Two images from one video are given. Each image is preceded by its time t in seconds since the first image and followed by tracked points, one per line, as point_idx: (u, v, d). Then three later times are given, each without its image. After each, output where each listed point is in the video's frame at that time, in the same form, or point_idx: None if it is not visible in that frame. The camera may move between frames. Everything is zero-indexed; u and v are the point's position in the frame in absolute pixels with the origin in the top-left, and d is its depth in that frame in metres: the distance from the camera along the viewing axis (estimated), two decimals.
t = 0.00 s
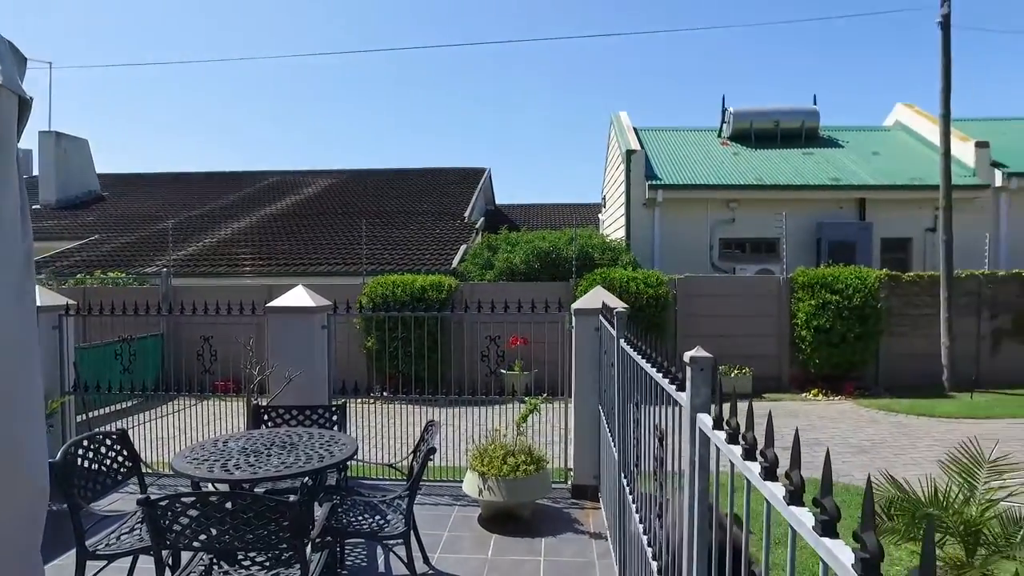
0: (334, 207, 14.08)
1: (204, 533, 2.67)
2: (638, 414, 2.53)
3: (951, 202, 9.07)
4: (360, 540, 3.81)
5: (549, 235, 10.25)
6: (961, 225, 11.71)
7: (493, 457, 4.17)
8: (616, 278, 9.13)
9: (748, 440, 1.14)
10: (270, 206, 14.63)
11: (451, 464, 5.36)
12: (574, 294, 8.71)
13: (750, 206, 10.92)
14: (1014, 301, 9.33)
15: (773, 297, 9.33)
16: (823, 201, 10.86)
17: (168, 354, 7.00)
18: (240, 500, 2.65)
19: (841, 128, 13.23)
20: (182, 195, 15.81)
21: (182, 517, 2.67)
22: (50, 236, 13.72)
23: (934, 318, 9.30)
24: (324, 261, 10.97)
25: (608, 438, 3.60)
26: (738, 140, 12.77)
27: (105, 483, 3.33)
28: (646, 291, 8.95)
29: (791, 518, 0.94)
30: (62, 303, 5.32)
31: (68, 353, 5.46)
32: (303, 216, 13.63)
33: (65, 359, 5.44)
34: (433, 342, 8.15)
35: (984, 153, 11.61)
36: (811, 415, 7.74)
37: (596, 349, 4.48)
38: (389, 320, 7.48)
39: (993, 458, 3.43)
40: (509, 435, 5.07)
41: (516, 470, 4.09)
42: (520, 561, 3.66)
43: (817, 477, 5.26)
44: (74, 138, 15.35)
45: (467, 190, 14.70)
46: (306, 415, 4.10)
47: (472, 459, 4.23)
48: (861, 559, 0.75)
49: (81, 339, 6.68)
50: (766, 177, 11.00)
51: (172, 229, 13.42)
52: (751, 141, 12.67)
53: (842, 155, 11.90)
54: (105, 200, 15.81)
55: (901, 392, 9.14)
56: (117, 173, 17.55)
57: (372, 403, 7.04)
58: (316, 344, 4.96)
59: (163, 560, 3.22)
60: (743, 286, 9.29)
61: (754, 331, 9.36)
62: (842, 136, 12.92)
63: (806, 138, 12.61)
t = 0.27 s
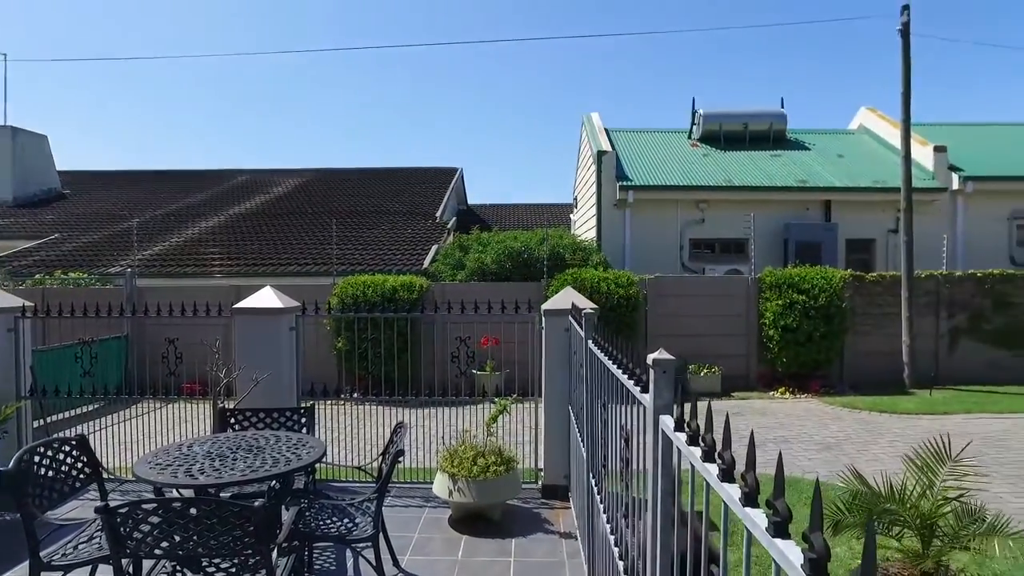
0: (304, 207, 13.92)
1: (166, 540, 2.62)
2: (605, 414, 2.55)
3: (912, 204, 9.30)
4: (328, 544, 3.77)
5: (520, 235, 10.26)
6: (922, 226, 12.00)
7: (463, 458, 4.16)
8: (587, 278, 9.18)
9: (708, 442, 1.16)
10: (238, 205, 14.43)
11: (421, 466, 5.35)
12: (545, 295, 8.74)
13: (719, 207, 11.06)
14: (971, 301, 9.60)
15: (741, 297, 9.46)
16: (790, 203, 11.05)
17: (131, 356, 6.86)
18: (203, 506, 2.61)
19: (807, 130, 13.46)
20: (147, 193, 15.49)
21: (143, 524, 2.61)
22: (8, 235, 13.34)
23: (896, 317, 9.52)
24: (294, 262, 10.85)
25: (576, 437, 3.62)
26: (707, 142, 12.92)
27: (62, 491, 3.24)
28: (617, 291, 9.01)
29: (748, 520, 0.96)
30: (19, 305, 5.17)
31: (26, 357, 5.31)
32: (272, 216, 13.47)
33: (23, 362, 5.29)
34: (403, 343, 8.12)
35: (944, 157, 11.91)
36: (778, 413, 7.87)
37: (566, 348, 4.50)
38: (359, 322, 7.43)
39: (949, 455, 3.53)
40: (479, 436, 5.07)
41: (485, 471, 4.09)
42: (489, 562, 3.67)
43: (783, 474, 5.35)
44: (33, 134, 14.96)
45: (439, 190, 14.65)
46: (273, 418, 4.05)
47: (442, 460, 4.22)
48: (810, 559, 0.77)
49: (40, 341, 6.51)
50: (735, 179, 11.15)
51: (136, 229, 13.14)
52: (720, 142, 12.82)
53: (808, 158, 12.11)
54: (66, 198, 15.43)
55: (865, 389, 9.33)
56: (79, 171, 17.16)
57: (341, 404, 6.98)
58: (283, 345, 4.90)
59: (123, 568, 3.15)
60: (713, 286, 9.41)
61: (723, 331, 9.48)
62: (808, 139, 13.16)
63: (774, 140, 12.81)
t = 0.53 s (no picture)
0: (270, 206, 13.73)
1: (125, 548, 2.57)
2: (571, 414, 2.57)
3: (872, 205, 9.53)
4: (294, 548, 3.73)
5: (489, 236, 10.27)
6: (882, 227, 12.30)
7: (431, 459, 4.16)
8: (557, 278, 9.22)
9: (664, 443, 1.18)
10: (203, 204, 14.18)
11: (388, 467, 5.33)
12: (514, 295, 8.76)
13: (686, 208, 11.20)
14: (927, 300, 9.88)
15: (708, 297, 9.59)
16: (755, 204, 11.24)
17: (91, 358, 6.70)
18: (164, 512, 2.57)
19: (772, 133, 13.70)
20: (108, 192, 15.14)
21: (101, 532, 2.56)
22: None
23: (856, 316, 9.76)
24: (260, 262, 10.71)
25: (544, 437, 3.64)
26: (675, 144, 13.07)
27: (15, 500, 3.16)
28: (585, 291, 9.08)
29: (700, 519, 0.99)
30: None
31: None
32: (238, 215, 13.26)
33: None
34: (371, 345, 8.07)
35: (902, 160, 12.23)
36: (743, 410, 8.00)
37: (535, 349, 4.52)
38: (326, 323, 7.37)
39: (902, 450, 3.64)
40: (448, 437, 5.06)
41: (454, 472, 4.09)
42: (457, 563, 3.67)
43: (746, 471, 5.44)
44: None
45: (409, 190, 14.58)
46: (238, 422, 4.00)
47: (411, 461, 4.21)
48: (755, 557, 0.80)
49: None
50: (702, 180, 11.31)
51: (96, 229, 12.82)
52: (688, 144, 12.98)
53: (773, 160, 12.33)
54: (23, 196, 14.99)
55: (828, 387, 9.54)
56: (37, 167, 16.69)
57: (308, 406, 6.91)
58: (249, 347, 4.84)
59: None
60: (680, 286, 9.52)
61: (690, 330, 9.60)
62: (774, 142, 13.39)
63: (740, 143, 13.01)
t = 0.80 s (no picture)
0: (231, 206, 13.49)
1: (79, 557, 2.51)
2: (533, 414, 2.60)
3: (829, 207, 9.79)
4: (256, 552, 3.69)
5: (455, 236, 10.26)
6: (838, 228, 12.63)
7: (396, 460, 4.15)
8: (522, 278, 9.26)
9: (621, 440, 1.21)
10: (162, 203, 13.87)
11: (351, 469, 5.29)
12: (479, 295, 8.77)
13: (649, 209, 11.34)
14: (881, 299, 10.18)
15: (670, 297, 9.73)
16: (717, 205, 11.43)
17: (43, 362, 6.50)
18: (120, 519, 2.52)
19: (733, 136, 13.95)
20: (61, 190, 14.68)
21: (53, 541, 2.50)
22: None
23: (814, 315, 10.00)
24: (221, 262, 10.52)
25: (508, 435, 3.66)
26: (639, 145, 13.22)
27: None
28: (550, 291, 9.14)
29: (652, 513, 1.02)
30: None
31: None
32: (198, 215, 13.00)
33: None
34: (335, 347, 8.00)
35: (856, 163, 12.58)
36: (704, 408, 8.15)
37: (498, 349, 4.54)
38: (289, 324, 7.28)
39: (853, 445, 3.76)
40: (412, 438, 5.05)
41: (418, 473, 4.09)
42: (423, 563, 3.67)
43: (707, 467, 5.55)
44: None
45: (373, 190, 14.47)
46: (198, 425, 3.93)
47: (375, 463, 4.20)
48: (704, 548, 0.83)
49: None
50: (666, 181, 11.47)
51: (47, 228, 12.43)
52: (651, 146, 13.14)
53: (734, 162, 12.56)
54: None
55: (787, 384, 9.76)
56: None
57: (270, 409, 6.83)
58: (209, 349, 4.76)
59: None
60: (643, 286, 9.64)
61: (653, 329, 9.72)
62: (735, 144, 13.64)
63: (702, 145, 13.23)
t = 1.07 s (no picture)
0: (202, 205, 13.29)
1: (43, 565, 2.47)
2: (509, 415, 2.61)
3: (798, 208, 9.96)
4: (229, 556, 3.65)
5: (429, 237, 10.24)
6: (808, 229, 12.85)
7: (371, 462, 4.13)
8: (496, 279, 9.27)
9: (593, 441, 1.24)
10: (130, 202, 13.61)
11: (325, 471, 5.26)
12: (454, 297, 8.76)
13: (623, 210, 11.43)
14: (848, 298, 10.38)
15: (644, 297, 9.81)
16: (689, 206, 11.56)
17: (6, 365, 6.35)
18: (86, 526, 2.47)
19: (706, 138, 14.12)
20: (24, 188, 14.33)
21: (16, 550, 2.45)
22: None
23: (784, 315, 10.17)
24: (192, 263, 10.37)
25: (483, 436, 3.67)
26: (613, 146, 13.31)
27: None
28: (525, 291, 9.17)
29: (624, 511, 1.04)
30: None
31: None
32: (168, 215, 12.78)
33: None
34: (308, 349, 7.94)
35: (825, 166, 12.81)
36: (677, 407, 8.24)
37: (473, 350, 4.54)
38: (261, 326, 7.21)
39: (821, 441, 3.84)
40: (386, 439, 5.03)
41: (393, 475, 4.08)
42: (399, 565, 3.67)
43: (679, 465, 5.62)
44: None
45: (347, 190, 14.37)
46: (168, 429, 3.88)
47: (350, 465, 4.18)
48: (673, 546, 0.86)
49: None
50: (639, 183, 11.57)
51: (10, 227, 12.12)
52: (625, 147, 13.24)
53: (707, 164, 12.71)
54: None
55: (758, 383, 9.91)
56: None
57: (242, 411, 6.75)
58: (180, 350, 4.70)
59: None
60: (617, 286, 9.71)
61: (627, 330, 9.80)
62: (707, 146, 13.80)
63: (675, 146, 13.36)
